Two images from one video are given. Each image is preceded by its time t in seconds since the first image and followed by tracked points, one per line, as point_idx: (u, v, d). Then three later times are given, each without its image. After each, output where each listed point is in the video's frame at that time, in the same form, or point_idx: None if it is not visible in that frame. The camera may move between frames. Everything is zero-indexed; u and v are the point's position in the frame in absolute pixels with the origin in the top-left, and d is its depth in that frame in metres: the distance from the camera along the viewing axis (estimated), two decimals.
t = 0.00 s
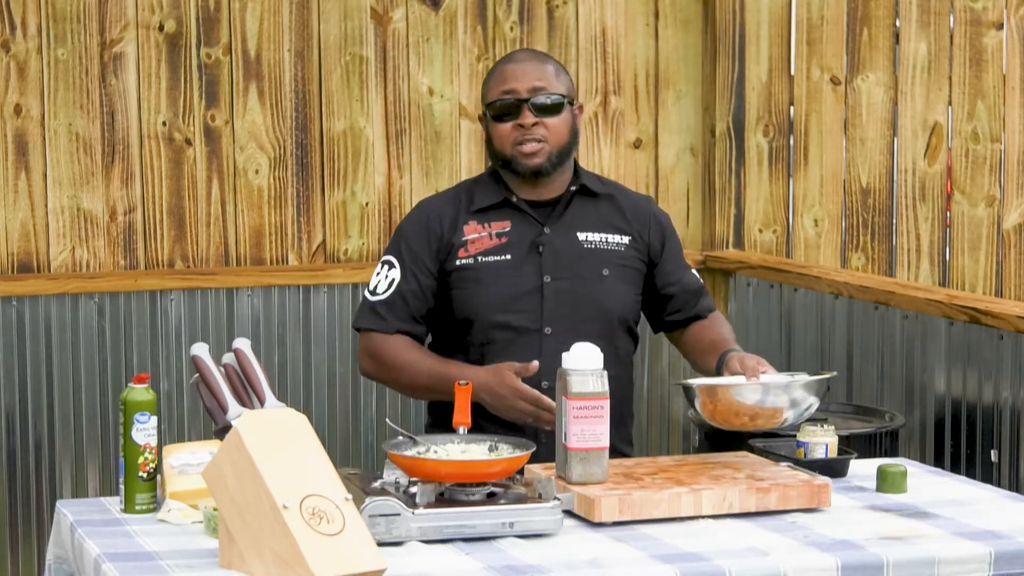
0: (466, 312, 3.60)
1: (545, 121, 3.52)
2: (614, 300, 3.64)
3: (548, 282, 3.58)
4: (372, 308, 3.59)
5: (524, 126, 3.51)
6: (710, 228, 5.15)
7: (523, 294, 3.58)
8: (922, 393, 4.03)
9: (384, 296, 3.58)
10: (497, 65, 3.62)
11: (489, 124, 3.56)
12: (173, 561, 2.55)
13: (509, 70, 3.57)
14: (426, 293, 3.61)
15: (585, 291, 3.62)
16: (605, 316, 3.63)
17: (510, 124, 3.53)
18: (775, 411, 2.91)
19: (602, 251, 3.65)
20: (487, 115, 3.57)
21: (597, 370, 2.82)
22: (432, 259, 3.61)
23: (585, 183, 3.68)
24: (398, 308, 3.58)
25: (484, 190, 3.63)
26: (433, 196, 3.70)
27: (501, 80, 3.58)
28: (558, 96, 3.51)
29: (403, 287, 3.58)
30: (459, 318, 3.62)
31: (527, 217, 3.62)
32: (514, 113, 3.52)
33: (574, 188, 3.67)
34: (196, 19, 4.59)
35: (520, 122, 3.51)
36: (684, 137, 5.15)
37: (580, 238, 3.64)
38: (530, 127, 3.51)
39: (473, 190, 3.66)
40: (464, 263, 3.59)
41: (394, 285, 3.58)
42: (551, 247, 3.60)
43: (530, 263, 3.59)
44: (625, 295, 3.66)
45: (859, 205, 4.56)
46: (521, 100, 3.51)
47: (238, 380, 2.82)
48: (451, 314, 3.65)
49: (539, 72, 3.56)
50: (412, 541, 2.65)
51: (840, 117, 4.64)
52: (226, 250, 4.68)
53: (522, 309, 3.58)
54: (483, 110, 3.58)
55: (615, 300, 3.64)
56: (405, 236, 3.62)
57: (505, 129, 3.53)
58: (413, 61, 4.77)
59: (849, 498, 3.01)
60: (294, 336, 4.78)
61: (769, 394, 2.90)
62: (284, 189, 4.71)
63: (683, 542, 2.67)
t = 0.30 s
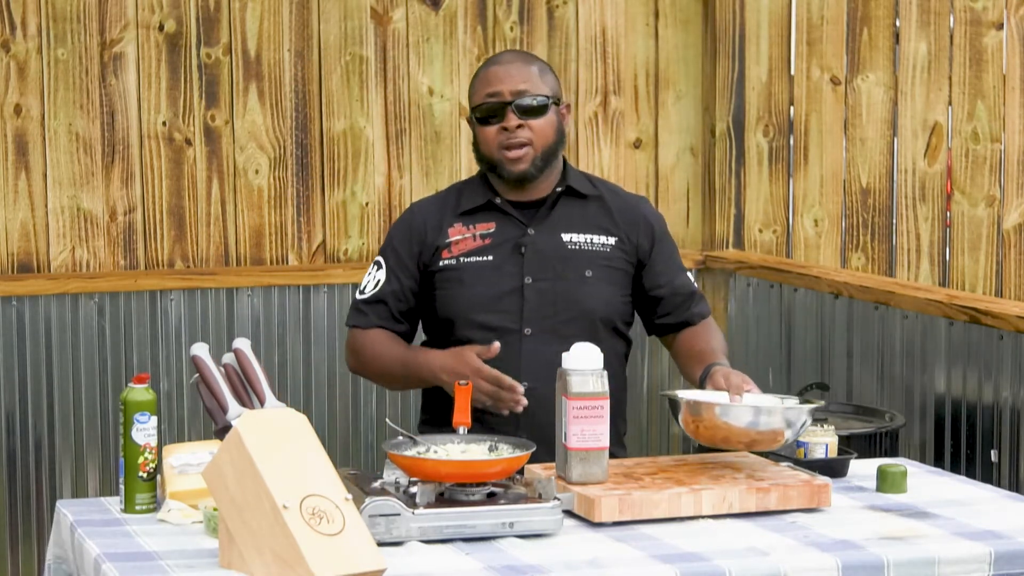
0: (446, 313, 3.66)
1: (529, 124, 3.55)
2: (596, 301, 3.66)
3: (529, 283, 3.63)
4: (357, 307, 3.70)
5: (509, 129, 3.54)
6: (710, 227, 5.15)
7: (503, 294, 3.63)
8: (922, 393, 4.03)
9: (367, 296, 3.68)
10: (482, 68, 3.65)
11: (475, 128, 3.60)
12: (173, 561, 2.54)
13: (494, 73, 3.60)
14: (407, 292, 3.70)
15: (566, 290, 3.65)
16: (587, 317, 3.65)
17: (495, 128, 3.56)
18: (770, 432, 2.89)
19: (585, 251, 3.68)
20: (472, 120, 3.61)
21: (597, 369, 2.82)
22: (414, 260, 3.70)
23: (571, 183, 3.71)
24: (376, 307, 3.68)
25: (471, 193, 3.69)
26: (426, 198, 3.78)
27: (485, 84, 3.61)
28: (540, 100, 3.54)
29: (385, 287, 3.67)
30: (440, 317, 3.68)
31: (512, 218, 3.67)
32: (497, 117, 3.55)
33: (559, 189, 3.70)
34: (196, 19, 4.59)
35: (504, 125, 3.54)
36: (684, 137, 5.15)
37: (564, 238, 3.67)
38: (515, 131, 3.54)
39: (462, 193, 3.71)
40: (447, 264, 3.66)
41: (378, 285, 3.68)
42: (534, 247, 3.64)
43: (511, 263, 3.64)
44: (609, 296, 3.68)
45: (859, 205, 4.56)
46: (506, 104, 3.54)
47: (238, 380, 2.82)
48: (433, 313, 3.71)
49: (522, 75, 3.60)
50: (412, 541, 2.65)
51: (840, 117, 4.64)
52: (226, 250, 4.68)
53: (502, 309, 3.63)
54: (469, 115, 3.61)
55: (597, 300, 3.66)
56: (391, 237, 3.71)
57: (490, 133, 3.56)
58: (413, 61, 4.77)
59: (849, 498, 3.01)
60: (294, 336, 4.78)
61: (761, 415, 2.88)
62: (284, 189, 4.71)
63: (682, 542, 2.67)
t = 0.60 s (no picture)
0: (431, 309, 3.60)
1: (501, 128, 3.53)
2: (580, 301, 3.63)
3: (513, 281, 3.58)
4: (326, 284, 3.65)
5: (480, 133, 3.52)
6: (710, 227, 5.15)
7: (489, 292, 3.58)
8: (922, 393, 4.03)
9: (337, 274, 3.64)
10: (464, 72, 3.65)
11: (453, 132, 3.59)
12: (173, 561, 2.54)
13: (473, 76, 3.60)
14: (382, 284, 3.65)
15: (551, 290, 3.62)
16: (571, 316, 3.62)
17: (468, 131, 3.54)
18: (759, 422, 2.89)
19: (570, 251, 3.65)
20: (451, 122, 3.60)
21: (597, 369, 2.82)
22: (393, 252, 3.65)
23: (556, 183, 3.68)
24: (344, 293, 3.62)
25: (456, 190, 3.65)
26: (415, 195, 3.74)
27: (463, 87, 3.61)
28: (513, 104, 3.52)
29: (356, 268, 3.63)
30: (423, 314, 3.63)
31: (496, 217, 3.63)
32: (473, 119, 3.54)
33: (544, 189, 3.67)
34: (196, 19, 4.59)
35: (477, 128, 3.53)
36: (684, 137, 5.16)
37: (548, 238, 3.63)
38: (487, 134, 3.52)
39: (447, 190, 3.67)
40: (431, 261, 3.61)
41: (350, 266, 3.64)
42: (519, 246, 3.61)
43: (496, 261, 3.60)
44: (593, 296, 3.65)
45: (859, 205, 4.56)
46: (479, 107, 3.53)
47: (238, 380, 2.82)
48: (414, 310, 3.66)
49: (497, 79, 3.58)
50: (412, 541, 2.65)
51: (840, 117, 4.64)
52: (226, 250, 4.68)
53: (486, 307, 3.58)
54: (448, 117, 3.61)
55: (581, 300, 3.63)
56: (373, 229, 3.68)
57: (464, 136, 3.55)
58: (413, 61, 4.77)
59: (849, 498, 3.01)
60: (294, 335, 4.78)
61: (749, 405, 2.88)
62: (284, 189, 4.71)
63: (683, 542, 2.67)
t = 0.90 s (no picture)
0: (407, 307, 3.59)
1: (494, 114, 3.55)
2: (558, 298, 3.62)
3: (491, 278, 3.58)
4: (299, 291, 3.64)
5: (474, 118, 3.54)
6: (710, 227, 5.15)
7: (467, 288, 3.57)
8: (922, 393, 4.03)
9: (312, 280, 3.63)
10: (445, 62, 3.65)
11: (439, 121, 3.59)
12: (172, 561, 2.54)
13: (458, 65, 3.60)
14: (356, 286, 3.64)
15: (528, 287, 3.61)
16: (548, 313, 3.61)
17: (460, 117, 3.55)
18: (751, 413, 2.89)
19: (546, 248, 3.64)
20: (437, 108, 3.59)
21: (597, 370, 2.83)
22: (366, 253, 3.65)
23: (531, 181, 3.69)
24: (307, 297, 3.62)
25: (431, 188, 3.65)
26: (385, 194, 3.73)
27: (450, 73, 3.60)
28: (506, 91, 3.55)
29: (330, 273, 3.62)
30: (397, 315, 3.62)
31: (472, 214, 3.63)
32: (464, 106, 3.55)
33: (520, 186, 3.68)
34: (196, 19, 4.58)
35: (470, 114, 3.54)
36: (684, 137, 5.16)
37: (525, 235, 3.63)
38: (481, 119, 3.54)
39: (421, 189, 3.67)
40: (407, 258, 3.60)
41: (325, 271, 3.62)
42: (495, 243, 3.60)
43: (473, 259, 3.59)
44: (570, 293, 3.65)
45: (859, 205, 4.56)
46: (471, 93, 3.54)
47: (238, 380, 2.83)
48: (388, 311, 3.66)
49: (486, 66, 3.59)
50: (412, 541, 2.65)
51: (840, 117, 4.64)
52: (226, 250, 4.68)
53: (464, 304, 3.57)
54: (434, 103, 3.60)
55: (559, 297, 3.62)
56: (343, 231, 3.66)
57: (454, 122, 3.55)
58: (413, 61, 4.77)
59: (849, 498, 3.01)
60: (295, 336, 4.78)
61: (740, 398, 2.88)
62: (284, 189, 4.71)
63: (683, 542, 2.67)
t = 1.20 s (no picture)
0: (380, 308, 3.52)
1: (451, 122, 3.47)
2: (533, 293, 3.58)
3: (464, 276, 3.53)
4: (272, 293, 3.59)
5: (429, 127, 3.46)
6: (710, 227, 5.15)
7: (441, 287, 3.52)
8: (922, 393, 4.03)
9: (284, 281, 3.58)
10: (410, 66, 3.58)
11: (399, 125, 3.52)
12: (173, 561, 2.54)
13: (421, 70, 3.54)
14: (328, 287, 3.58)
15: (502, 284, 3.56)
16: (523, 309, 3.56)
17: (416, 124, 3.48)
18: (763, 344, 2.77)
19: (519, 244, 3.59)
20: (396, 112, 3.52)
21: (597, 369, 2.83)
22: (337, 254, 3.57)
23: (502, 178, 3.64)
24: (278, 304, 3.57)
25: (401, 188, 3.59)
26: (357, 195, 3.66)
27: (414, 77, 3.53)
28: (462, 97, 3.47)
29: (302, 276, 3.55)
30: (372, 316, 3.55)
31: (443, 213, 3.57)
32: (422, 112, 3.47)
33: (491, 184, 3.63)
34: (196, 19, 4.59)
35: (425, 122, 3.46)
36: (684, 137, 5.16)
37: (497, 232, 3.58)
38: (435, 128, 3.46)
39: (391, 189, 3.61)
40: (379, 259, 3.53)
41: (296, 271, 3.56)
42: (468, 240, 3.55)
43: (446, 257, 3.54)
44: (544, 288, 3.60)
45: (859, 205, 4.55)
46: (428, 100, 3.46)
47: (238, 379, 2.82)
48: (363, 313, 3.58)
49: (448, 72, 3.52)
50: (412, 541, 2.65)
51: (840, 117, 4.64)
52: (226, 250, 4.68)
53: (438, 303, 3.51)
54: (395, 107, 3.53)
55: (534, 293, 3.58)
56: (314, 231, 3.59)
57: (411, 129, 3.48)
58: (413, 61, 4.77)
59: (849, 498, 3.01)
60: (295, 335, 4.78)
61: (761, 327, 2.76)
62: (284, 190, 4.71)
63: (683, 542, 2.67)
